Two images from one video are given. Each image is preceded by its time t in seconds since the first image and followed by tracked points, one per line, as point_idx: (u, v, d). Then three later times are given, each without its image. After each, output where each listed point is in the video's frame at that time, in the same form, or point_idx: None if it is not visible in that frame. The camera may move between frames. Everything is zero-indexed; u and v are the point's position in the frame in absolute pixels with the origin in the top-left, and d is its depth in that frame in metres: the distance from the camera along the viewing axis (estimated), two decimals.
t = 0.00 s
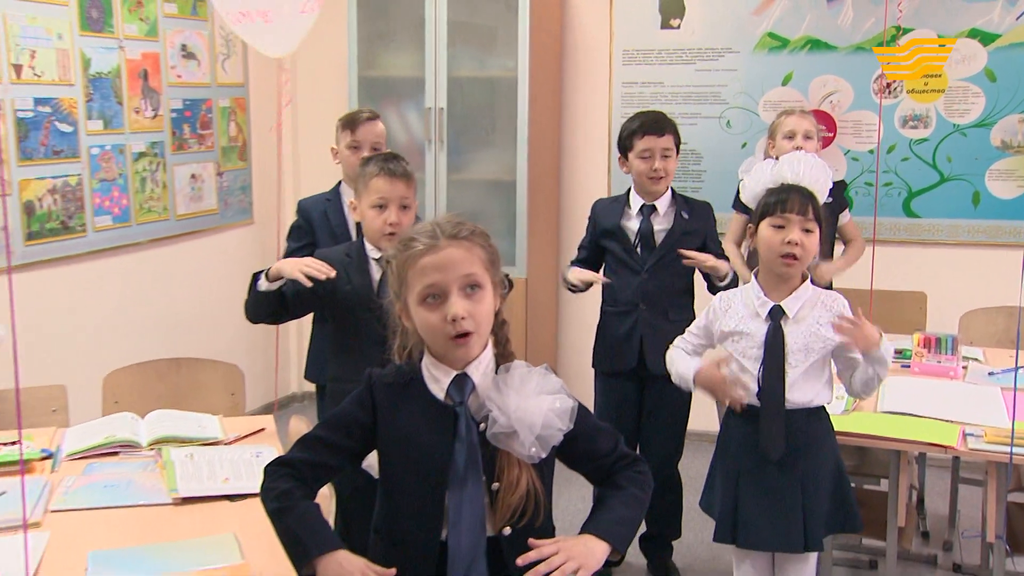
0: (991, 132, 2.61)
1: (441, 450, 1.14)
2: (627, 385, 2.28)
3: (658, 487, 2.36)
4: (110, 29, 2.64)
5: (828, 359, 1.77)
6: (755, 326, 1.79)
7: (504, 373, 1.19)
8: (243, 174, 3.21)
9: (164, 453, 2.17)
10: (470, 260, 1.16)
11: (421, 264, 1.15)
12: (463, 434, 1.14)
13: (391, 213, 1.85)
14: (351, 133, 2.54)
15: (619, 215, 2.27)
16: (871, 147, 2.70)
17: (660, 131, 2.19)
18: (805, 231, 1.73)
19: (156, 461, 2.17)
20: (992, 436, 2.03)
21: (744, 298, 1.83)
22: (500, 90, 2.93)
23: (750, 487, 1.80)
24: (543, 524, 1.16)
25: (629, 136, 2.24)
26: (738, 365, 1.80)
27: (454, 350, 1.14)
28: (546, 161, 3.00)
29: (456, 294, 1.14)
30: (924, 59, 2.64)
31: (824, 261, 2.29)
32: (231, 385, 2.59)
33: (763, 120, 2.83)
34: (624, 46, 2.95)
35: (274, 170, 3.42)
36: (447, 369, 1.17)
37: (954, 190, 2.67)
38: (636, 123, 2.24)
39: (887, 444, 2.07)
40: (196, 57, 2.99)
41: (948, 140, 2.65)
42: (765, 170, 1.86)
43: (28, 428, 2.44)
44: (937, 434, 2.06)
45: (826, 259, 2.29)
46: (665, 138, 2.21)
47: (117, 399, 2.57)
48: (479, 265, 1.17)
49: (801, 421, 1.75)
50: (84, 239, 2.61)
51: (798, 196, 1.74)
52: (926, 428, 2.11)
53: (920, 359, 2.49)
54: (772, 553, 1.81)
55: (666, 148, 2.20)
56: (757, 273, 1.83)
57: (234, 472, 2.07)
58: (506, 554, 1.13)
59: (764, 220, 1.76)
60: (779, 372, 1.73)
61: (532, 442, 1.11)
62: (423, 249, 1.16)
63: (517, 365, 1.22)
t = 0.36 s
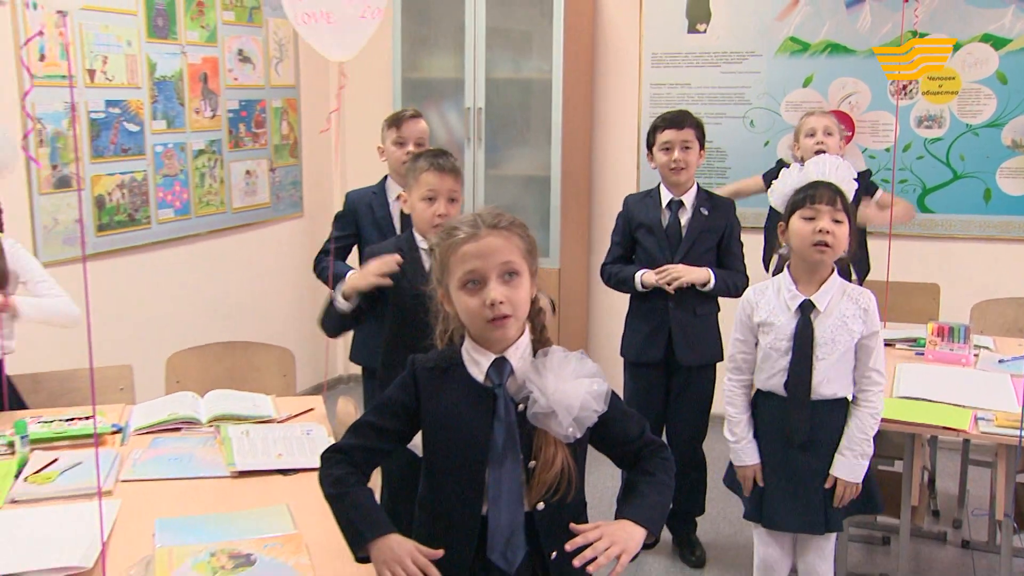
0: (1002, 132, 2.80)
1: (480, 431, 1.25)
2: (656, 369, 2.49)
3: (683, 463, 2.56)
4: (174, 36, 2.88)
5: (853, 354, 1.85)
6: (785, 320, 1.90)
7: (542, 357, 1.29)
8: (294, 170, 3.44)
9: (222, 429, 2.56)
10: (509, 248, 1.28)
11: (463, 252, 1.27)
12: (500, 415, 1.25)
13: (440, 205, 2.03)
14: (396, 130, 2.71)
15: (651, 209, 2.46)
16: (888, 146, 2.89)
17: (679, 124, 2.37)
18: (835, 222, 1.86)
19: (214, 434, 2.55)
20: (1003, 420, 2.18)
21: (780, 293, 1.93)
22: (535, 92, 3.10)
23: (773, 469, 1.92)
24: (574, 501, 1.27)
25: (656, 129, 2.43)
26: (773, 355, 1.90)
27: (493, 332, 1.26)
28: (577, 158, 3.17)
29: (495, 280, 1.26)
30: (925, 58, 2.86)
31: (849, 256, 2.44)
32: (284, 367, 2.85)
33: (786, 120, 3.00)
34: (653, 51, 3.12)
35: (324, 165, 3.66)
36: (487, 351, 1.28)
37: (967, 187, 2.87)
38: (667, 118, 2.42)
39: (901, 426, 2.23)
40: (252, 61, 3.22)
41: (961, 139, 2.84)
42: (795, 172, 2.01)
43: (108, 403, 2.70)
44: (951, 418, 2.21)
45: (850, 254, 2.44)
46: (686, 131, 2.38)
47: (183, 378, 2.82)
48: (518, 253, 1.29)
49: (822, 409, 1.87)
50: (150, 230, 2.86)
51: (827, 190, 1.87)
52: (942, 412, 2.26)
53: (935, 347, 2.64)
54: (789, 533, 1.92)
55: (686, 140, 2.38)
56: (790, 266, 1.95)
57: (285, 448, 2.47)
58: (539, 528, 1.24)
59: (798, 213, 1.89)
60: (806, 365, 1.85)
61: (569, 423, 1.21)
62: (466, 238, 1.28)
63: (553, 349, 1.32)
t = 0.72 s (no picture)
0: (1017, 131, 3.08)
1: (513, 406, 1.43)
2: (685, 355, 2.66)
3: (710, 443, 2.74)
4: (231, 39, 3.09)
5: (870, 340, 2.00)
6: (808, 305, 2.05)
7: (578, 335, 1.45)
8: (342, 164, 3.67)
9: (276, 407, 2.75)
10: (550, 234, 1.45)
11: (505, 235, 1.45)
12: (535, 388, 1.42)
13: (492, 200, 2.23)
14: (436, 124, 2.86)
15: (684, 203, 2.63)
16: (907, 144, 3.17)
17: (707, 121, 2.52)
18: (853, 215, 2.01)
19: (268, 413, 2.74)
20: (1018, 406, 2.31)
21: (801, 285, 2.09)
22: (570, 90, 3.27)
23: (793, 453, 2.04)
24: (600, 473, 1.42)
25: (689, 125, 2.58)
26: (796, 339, 2.05)
27: (527, 311, 1.41)
28: (609, 152, 3.33)
29: (533, 262, 1.42)
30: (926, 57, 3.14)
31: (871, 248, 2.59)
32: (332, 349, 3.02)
33: (808, 118, 3.29)
34: (683, 52, 3.42)
35: (368, 161, 3.88)
36: (523, 329, 1.45)
37: (984, 182, 3.15)
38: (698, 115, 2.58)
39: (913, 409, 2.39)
40: (303, 62, 3.44)
41: (979, 138, 3.12)
42: (819, 164, 2.13)
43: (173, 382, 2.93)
44: (967, 403, 2.35)
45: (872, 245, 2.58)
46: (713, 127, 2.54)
47: (240, 360, 3.03)
48: (555, 239, 1.46)
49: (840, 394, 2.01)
50: (208, 221, 3.07)
51: (844, 184, 2.02)
52: (958, 397, 2.39)
53: (952, 335, 2.78)
54: (810, 513, 2.03)
55: (713, 136, 2.53)
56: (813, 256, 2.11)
57: (334, 427, 2.65)
58: (568, 494, 1.40)
59: (817, 209, 2.05)
60: (829, 352, 1.99)
61: (604, 397, 1.38)
62: (510, 223, 1.46)
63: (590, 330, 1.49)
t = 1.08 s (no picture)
0: None
1: (553, 394, 1.61)
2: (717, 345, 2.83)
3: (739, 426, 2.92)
4: (288, 43, 3.28)
5: (878, 337, 2.16)
6: (821, 303, 2.21)
7: (618, 337, 1.59)
8: (391, 161, 3.88)
9: (329, 391, 2.92)
10: (599, 231, 1.61)
11: (558, 229, 1.61)
12: (572, 383, 1.57)
13: (531, 197, 2.42)
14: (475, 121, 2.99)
15: (726, 202, 2.93)
16: (931, 143, 3.54)
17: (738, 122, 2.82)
18: (873, 217, 2.14)
19: (322, 396, 2.92)
20: None
21: (817, 279, 2.24)
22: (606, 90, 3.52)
23: (807, 437, 2.21)
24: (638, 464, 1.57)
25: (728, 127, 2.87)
26: (808, 334, 2.21)
27: (569, 303, 1.57)
28: (645, 150, 3.57)
29: (580, 256, 1.58)
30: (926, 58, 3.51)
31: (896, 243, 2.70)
32: (382, 334, 3.18)
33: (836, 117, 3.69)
34: (718, 55, 3.82)
35: (415, 157, 4.09)
36: (565, 322, 1.62)
37: (1005, 180, 3.50)
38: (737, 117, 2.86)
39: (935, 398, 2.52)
40: (356, 64, 3.64)
41: (1000, 140, 3.47)
42: (836, 171, 2.26)
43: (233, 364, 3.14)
44: (991, 393, 2.47)
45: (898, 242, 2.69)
46: (744, 129, 2.83)
47: (296, 346, 3.22)
48: (604, 236, 1.61)
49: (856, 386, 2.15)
50: (264, 214, 3.26)
51: (862, 187, 2.15)
52: (983, 388, 2.52)
53: (975, 328, 2.91)
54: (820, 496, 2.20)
55: (740, 137, 2.84)
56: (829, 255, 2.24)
57: (384, 409, 2.83)
58: (602, 481, 1.56)
59: (836, 211, 2.18)
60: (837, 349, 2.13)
61: (637, 399, 1.50)
62: (563, 217, 1.62)
63: (631, 330, 1.61)
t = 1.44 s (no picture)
0: None
1: (581, 378, 1.77)
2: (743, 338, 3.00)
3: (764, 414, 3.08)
4: (338, 46, 3.49)
5: (898, 326, 2.29)
6: (843, 294, 2.34)
7: (640, 323, 1.74)
8: (434, 159, 4.16)
9: (375, 377, 3.08)
10: (630, 229, 1.75)
11: (590, 226, 1.75)
12: (597, 370, 1.72)
13: (548, 192, 2.59)
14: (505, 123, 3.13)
15: (745, 199, 3.11)
16: (954, 145, 3.78)
17: (771, 126, 2.94)
18: (896, 214, 2.29)
19: (370, 382, 3.08)
20: None
21: (838, 272, 2.38)
22: (641, 91, 3.86)
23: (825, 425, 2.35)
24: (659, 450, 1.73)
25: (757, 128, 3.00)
26: (833, 325, 2.35)
27: (600, 297, 1.73)
28: (678, 147, 3.95)
29: (611, 254, 1.73)
30: (924, 59, 3.80)
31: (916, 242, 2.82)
32: (425, 326, 3.34)
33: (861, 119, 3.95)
34: (748, 59, 4.10)
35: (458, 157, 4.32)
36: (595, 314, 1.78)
37: None
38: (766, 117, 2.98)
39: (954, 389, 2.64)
40: (401, 67, 3.89)
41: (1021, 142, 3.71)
42: (853, 167, 2.41)
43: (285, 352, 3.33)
44: (1010, 386, 2.59)
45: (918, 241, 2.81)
46: (776, 134, 2.96)
47: (344, 334, 3.41)
48: (635, 234, 1.76)
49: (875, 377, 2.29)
50: (314, 209, 3.47)
51: (885, 184, 2.30)
52: (1003, 381, 2.64)
53: (995, 324, 3.03)
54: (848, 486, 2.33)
55: (773, 142, 2.96)
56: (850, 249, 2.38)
57: (428, 395, 2.98)
58: (619, 467, 1.71)
59: (860, 207, 2.31)
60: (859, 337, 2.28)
61: (657, 381, 1.64)
62: (594, 215, 1.76)
63: (654, 317, 1.76)
